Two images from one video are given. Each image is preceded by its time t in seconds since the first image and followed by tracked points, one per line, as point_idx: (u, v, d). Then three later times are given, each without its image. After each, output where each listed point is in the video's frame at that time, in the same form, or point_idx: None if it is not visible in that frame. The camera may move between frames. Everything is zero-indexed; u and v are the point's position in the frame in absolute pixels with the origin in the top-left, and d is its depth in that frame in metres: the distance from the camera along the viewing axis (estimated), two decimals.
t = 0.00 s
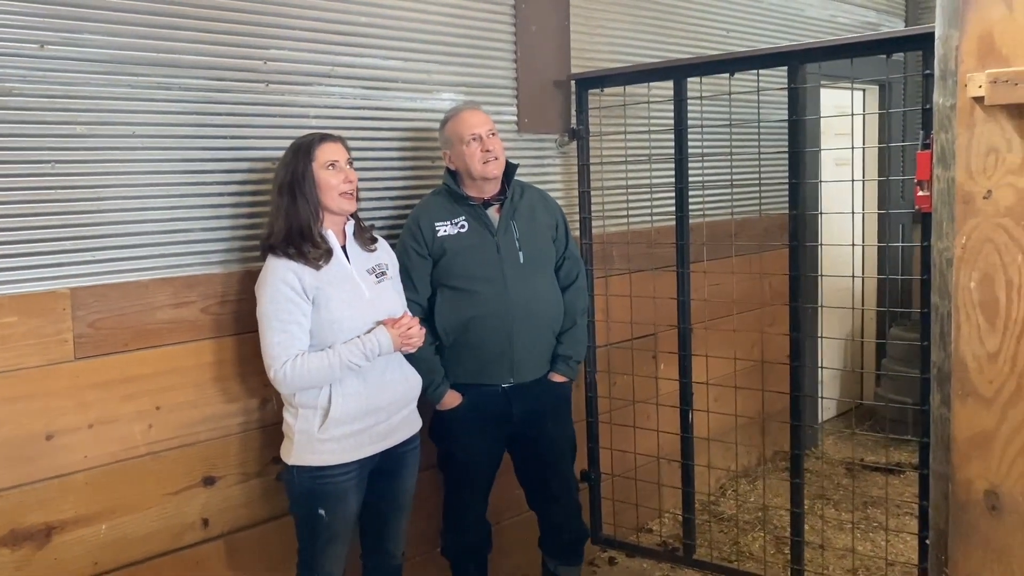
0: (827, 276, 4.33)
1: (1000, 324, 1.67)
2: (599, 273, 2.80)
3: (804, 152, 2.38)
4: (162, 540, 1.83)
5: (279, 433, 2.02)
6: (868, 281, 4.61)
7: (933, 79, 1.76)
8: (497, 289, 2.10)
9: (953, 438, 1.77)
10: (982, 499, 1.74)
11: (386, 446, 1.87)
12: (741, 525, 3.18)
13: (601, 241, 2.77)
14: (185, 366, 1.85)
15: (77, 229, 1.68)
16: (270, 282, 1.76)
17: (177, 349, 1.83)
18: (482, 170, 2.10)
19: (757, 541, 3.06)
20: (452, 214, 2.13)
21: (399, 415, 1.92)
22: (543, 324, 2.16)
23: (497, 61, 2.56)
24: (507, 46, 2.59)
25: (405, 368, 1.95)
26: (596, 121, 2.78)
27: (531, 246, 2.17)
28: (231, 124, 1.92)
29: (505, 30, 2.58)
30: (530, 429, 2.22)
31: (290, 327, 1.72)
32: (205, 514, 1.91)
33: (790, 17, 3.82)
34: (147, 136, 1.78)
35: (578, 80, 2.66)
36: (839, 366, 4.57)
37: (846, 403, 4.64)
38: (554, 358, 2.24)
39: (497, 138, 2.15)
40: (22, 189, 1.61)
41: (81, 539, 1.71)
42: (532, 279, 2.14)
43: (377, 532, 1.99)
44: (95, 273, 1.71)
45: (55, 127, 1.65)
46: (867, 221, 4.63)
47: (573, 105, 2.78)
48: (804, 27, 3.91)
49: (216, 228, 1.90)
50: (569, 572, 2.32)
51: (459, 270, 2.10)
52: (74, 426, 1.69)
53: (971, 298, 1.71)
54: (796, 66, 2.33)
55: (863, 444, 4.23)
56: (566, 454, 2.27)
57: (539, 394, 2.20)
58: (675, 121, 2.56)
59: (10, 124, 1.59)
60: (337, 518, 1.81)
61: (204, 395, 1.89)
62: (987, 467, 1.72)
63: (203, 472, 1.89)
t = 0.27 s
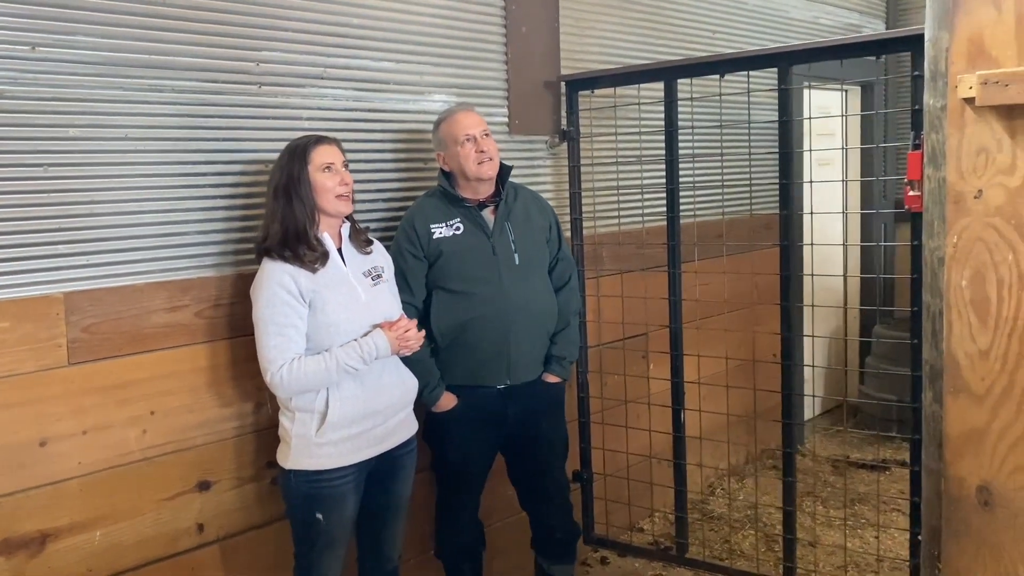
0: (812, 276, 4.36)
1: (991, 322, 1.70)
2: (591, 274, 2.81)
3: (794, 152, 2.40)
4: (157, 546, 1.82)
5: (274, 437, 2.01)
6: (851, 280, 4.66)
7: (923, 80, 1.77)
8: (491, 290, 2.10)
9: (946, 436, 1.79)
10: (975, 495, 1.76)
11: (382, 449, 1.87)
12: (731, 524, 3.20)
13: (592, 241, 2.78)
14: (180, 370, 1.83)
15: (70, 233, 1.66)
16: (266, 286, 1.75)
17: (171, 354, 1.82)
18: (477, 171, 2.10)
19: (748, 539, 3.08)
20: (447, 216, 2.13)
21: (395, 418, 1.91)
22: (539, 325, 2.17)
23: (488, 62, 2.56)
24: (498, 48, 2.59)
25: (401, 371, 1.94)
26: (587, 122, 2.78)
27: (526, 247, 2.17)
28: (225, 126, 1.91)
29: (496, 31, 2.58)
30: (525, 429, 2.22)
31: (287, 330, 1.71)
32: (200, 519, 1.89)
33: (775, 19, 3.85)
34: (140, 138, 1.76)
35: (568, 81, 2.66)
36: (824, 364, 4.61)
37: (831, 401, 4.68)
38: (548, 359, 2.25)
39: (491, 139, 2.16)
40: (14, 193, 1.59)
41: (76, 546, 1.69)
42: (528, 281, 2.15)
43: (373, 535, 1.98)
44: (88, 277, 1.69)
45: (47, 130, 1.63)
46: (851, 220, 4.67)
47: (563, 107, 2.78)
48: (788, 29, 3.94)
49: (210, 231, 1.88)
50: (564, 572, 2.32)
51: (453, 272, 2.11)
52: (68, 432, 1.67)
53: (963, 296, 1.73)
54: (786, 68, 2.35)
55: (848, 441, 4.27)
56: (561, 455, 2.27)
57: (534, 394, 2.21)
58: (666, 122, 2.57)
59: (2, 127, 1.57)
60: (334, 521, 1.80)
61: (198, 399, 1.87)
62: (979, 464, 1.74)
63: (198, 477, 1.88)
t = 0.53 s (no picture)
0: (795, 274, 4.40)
1: (982, 319, 1.69)
2: (581, 274, 2.81)
3: (782, 152, 2.43)
4: (153, 552, 1.80)
5: (269, 440, 2.00)
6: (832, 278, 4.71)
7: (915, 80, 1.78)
8: (486, 292, 2.10)
9: (938, 431, 1.78)
10: (967, 489, 1.76)
11: (380, 451, 1.87)
12: (720, 521, 3.23)
13: (582, 241, 2.78)
14: (175, 373, 1.82)
15: (64, 236, 1.64)
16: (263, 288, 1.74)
17: (167, 357, 1.80)
18: (469, 173, 2.09)
19: (737, 535, 3.10)
20: (441, 217, 2.12)
21: (393, 420, 1.91)
22: (532, 326, 2.17)
23: (478, 63, 2.56)
24: (488, 48, 2.59)
25: (399, 373, 1.94)
26: (576, 122, 2.79)
27: (519, 248, 2.17)
28: (218, 128, 1.89)
29: (486, 32, 2.58)
30: (520, 430, 2.22)
31: (286, 331, 1.71)
32: (196, 524, 1.87)
33: (758, 20, 3.88)
34: (133, 140, 1.74)
35: (558, 82, 2.67)
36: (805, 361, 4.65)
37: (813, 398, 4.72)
38: (541, 360, 2.25)
39: (484, 140, 2.15)
40: (8, 196, 1.56)
41: (71, 553, 1.67)
42: (522, 282, 2.15)
43: (370, 537, 1.97)
44: (82, 281, 1.67)
45: (40, 132, 1.61)
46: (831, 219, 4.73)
47: (552, 107, 2.79)
48: (771, 30, 3.98)
49: (204, 233, 1.87)
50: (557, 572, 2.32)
51: (447, 273, 2.10)
52: (63, 437, 1.64)
53: (955, 293, 1.72)
54: (775, 69, 2.38)
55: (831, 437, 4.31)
56: (555, 455, 2.28)
57: (529, 396, 2.20)
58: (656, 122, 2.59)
59: None
60: (333, 525, 1.79)
61: (194, 403, 1.85)
62: (971, 459, 1.74)
63: (194, 482, 1.86)
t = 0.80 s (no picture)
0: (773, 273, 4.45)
1: (969, 315, 1.65)
2: (568, 274, 2.82)
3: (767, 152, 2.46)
4: (148, 556, 1.78)
5: (263, 442, 1.99)
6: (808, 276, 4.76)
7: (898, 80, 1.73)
8: (477, 292, 2.09)
9: (925, 423, 1.74)
10: (954, 481, 1.72)
11: (377, 452, 1.87)
12: (705, 517, 3.26)
13: (569, 241, 2.80)
14: (169, 376, 1.80)
15: (57, 238, 1.62)
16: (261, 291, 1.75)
17: (161, 359, 1.79)
18: (460, 173, 2.10)
19: (722, 531, 3.13)
20: (432, 217, 2.11)
21: (391, 421, 1.92)
22: (524, 327, 2.16)
23: (466, 63, 2.56)
24: (476, 49, 2.59)
25: (395, 373, 1.95)
26: (562, 122, 2.80)
27: (511, 249, 2.16)
28: (211, 128, 1.88)
29: (473, 32, 2.59)
30: (513, 428, 2.23)
31: (289, 327, 1.71)
32: (192, 527, 1.86)
33: (736, 21, 3.93)
34: (126, 141, 1.73)
35: (545, 82, 2.68)
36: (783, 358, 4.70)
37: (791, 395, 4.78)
38: (532, 360, 2.25)
39: (475, 141, 2.15)
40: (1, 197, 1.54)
41: (67, 558, 1.65)
42: (514, 282, 2.14)
43: (365, 538, 1.97)
44: (76, 283, 1.65)
45: (33, 133, 1.59)
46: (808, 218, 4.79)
47: (539, 107, 2.80)
48: (749, 32, 4.03)
49: (197, 234, 1.86)
50: (551, 570, 2.33)
51: (438, 273, 2.09)
52: (58, 441, 1.63)
53: (941, 290, 1.68)
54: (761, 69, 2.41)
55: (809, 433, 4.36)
56: (548, 453, 2.29)
57: (521, 395, 2.21)
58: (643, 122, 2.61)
59: None
60: (332, 527, 1.80)
61: (189, 405, 1.84)
62: (958, 450, 1.71)
63: (189, 484, 1.85)
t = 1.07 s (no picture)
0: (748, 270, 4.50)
1: (949, 308, 1.64)
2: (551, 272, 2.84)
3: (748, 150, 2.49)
4: (138, 557, 1.77)
5: (252, 441, 1.98)
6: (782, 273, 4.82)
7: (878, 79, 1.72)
8: (465, 291, 2.09)
9: (906, 417, 1.73)
10: (935, 472, 1.71)
11: (370, 450, 1.89)
12: (685, 511, 3.29)
13: (552, 239, 2.81)
14: (158, 376, 1.79)
15: (44, 238, 1.60)
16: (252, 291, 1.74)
17: (150, 359, 1.77)
18: (448, 171, 2.10)
19: (703, 525, 3.16)
20: (419, 215, 2.12)
21: (381, 419, 1.93)
22: (512, 325, 2.17)
23: (450, 62, 2.57)
24: (459, 48, 2.60)
25: (384, 372, 1.96)
26: (545, 121, 2.82)
27: (499, 247, 2.17)
28: (198, 127, 1.86)
29: (457, 31, 2.59)
30: (502, 426, 2.24)
31: (282, 324, 1.70)
32: (181, 528, 1.85)
33: (712, 22, 3.97)
34: (113, 139, 1.71)
35: (528, 81, 2.69)
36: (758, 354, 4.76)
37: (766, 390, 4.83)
38: (520, 357, 2.26)
39: (463, 138, 2.15)
40: None
41: (56, 561, 1.63)
42: (501, 280, 2.15)
43: (355, 537, 1.98)
44: (63, 283, 1.64)
45: (19, 131, 1.57)
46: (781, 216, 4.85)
47: (521, 106, 2.81)
48: (724, 32, 4.07)
49: (184, 233, 1.84)
50: (539, 566, 2.34)
51: (427, 271, 2.09)
52: (46, 443, 1.61)
53: (921, 284, 1.67)
54: (743, 68, 2.44)
55: (785, 427, 4.42)
56: (535, 450, 2.31)
57: (509, 394, 2.22)
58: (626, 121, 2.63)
59: None
60: (325, 527, 1.81)
61: (178, 406, 1.83)
62: (939, 442, 1.69)
63: (178, 485, 1.84)
